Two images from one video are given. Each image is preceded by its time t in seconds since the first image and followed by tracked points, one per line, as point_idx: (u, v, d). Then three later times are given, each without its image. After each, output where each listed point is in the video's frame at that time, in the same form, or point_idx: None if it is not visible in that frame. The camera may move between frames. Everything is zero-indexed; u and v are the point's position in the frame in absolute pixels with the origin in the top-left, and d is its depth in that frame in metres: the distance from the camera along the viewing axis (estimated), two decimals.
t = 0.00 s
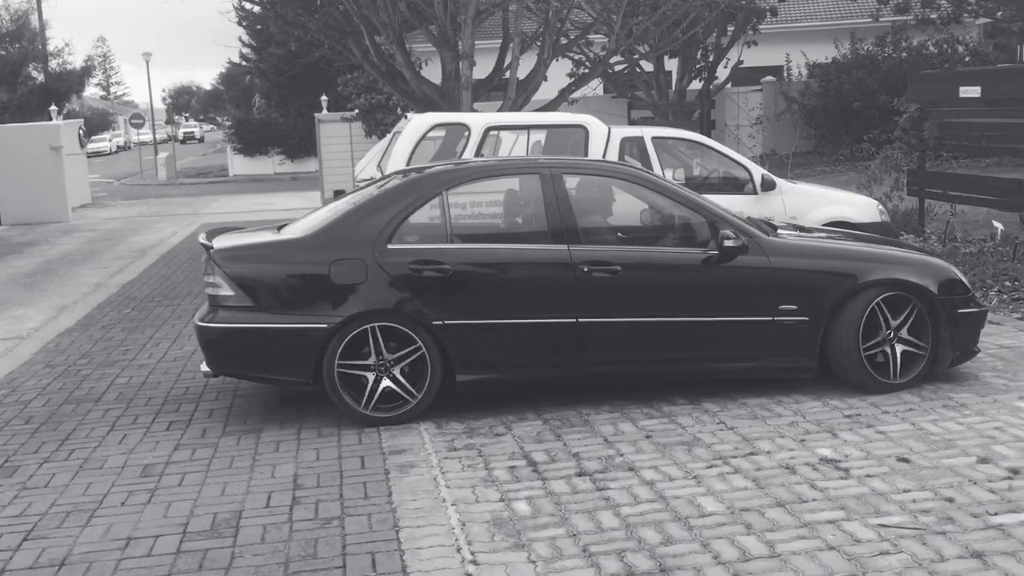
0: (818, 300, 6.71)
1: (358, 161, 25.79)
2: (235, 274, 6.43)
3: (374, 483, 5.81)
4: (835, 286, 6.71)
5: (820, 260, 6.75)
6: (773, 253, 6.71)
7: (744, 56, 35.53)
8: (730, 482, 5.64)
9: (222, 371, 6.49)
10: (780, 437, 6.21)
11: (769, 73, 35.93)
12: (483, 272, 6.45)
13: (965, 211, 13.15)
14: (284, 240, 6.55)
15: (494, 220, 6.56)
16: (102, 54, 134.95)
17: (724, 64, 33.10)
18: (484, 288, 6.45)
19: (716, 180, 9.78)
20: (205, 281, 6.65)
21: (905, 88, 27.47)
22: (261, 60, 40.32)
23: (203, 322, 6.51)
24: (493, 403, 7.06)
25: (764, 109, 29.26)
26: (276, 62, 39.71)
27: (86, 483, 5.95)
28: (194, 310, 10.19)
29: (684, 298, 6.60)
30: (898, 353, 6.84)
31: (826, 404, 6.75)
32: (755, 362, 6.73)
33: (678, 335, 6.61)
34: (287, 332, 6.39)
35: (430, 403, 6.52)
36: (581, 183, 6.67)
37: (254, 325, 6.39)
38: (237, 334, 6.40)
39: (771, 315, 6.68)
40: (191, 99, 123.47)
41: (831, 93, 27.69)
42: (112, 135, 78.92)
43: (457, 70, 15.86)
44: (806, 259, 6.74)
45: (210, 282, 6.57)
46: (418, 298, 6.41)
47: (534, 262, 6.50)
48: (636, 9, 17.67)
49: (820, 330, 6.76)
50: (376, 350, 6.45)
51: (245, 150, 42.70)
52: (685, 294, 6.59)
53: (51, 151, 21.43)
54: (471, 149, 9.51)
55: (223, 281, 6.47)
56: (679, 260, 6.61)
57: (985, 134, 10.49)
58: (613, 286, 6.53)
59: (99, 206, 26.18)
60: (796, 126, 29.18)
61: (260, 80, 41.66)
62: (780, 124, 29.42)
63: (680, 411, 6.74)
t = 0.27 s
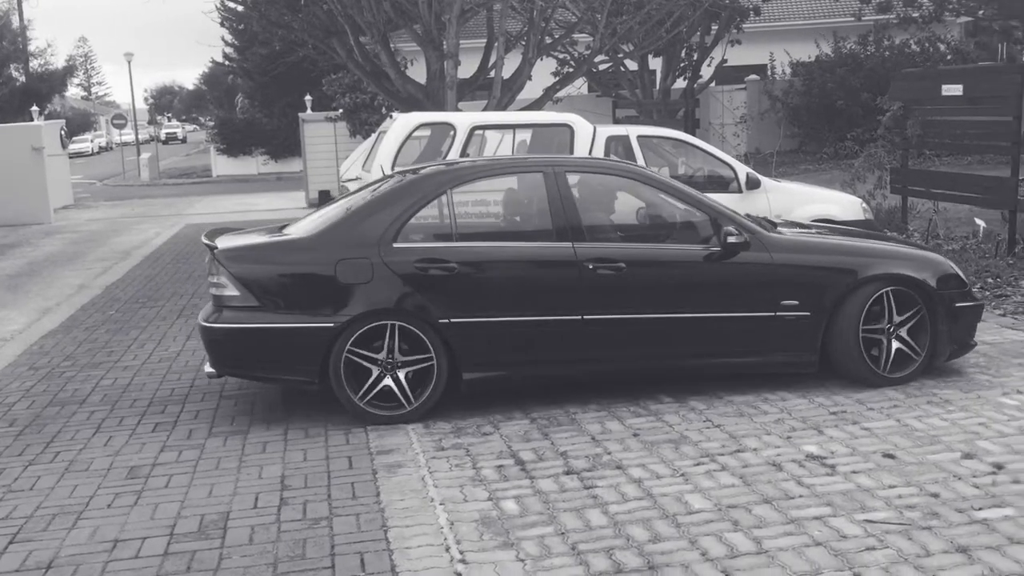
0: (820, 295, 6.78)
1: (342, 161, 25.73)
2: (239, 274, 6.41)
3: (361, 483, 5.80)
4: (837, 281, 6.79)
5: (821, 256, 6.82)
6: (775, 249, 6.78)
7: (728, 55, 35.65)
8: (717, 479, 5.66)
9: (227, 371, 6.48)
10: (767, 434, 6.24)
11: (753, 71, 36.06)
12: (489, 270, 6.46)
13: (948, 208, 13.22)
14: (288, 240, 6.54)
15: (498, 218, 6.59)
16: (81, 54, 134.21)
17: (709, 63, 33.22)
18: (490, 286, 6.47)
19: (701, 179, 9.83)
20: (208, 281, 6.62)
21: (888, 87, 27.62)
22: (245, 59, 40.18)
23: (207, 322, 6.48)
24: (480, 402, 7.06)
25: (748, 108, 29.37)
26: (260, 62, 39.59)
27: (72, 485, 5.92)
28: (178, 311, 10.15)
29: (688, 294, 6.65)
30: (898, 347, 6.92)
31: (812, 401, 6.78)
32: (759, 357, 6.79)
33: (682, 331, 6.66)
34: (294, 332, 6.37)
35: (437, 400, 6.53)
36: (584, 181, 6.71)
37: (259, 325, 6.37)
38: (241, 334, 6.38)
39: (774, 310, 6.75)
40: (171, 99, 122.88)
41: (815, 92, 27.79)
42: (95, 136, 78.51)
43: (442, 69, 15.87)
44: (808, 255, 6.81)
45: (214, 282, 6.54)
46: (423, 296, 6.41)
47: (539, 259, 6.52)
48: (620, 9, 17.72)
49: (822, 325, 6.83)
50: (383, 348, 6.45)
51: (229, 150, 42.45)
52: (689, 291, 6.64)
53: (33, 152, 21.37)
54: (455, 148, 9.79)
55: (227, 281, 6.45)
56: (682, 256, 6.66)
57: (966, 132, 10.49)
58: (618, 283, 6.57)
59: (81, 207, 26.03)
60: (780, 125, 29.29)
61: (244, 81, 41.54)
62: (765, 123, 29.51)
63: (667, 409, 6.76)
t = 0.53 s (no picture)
0: (821, 290, 6.88)
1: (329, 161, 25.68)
2: (246, 274, 6.42)
3: (351, 483, 5.80)
4: (837, 276, 6.89)
5: (821, 252, 6.92)
6: (776, 245, 6.89)
7: (713, 54, 35.77)
8: (706, 477, 5.69)
9: (233, 371, 6.49)
10: (754, 431, 6.27)
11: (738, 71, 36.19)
12: (495, 267, 6.51)
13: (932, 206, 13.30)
14: (294, 240, 6.55)
15: (504, 216, 6.65)
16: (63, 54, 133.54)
17: (694, 62, 33.32)
18: (496, 284, 6.51)
19: (687, 177, 9.91)
20: (214, 281, 6.63)
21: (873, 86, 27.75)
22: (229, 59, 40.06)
23: (213, 322, 6.48)
24: (469, 401, 7.06)
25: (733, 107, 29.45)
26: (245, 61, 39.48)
27: (59, 487, 5.89)
28: (165, 312, 10.12)
29: (691, 291, 6.73)
30: (897, 341, 7.02)
31: (799, 398, 6.82)
32: (761, 352, 6.89)
33: (687, 328, 6.74)
34: (302, 332, 6.39)
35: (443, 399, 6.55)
36: (587, 179, 6.79)
37: (265, 325, 6.38)
38: (247, 334, 6.39)
39: (776, 306, 6.84)
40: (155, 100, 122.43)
41: (800, 90, 27.86)
42: (78, 136, 78.17)
43: (429, 68, 15.88)
44: (808, 251, 6.92)
45: (220, 282, 6.55)
46: (431, 295, 6.44)
47: (544, 257, 6.58)
48: (607, 8, 17.76)
49: (823, 321, 6.93)
50: (391, 347, 6.48)
51: (214, 149, 42.16)
52: (693, 287, 6.73)
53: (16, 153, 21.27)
54: (442, 146, 10.11)
55: (234, 281, 6.45)
56: (685, 254, 6.74)
57: (950, 131, 10.54)
58: (623, 280, 6.64)
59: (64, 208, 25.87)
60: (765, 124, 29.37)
61: (229, 81, 41.42)
62: (750, 121, 29.60)
63: (654, 407, 6.79)
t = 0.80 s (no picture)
0: (823, 287, 6.95)
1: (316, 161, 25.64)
2: (252, 274, 6.41)
3: (341, 483, 5.80)
4: (838, 273, 6.96)
5: (823, 249, 6.99)
6: (778, 242, 6.95)
7: (700, 54, 35.91)
8: (695, 475, 5.72)
9: (240, 372, 6.49)
10: (743, 429, 6.30)
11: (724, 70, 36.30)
12: (501, 266, 6.54)
13: (918, 205, 13.38)
14: (300, 240, 6.55)
15: (509, 215, 6.68)
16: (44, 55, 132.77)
17: (680, 62, 33.42)
18: (502, 282, 6.54)
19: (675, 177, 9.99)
20: (219, 282, 6.62)
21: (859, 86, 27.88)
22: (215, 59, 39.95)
23: (219, 325, 6.48)
24: (458, 400, 7.07)
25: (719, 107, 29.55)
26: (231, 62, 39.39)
27: (47, 488, 5.86)
28: (153, 313, 10.09)
29: (696, 288, 6.77)
30: (897, 337, 7.10)
31: (788, 396, 6.86)
32: (765, 349, 6.95)
33: (691, 325, 6.78)
34: (309, 332, 6.40)
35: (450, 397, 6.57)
36: (591, 178, 6.82)
37: (273, 325, 6.38)
38: (254, 335, 6.39)
39: (779, 303, 6.90)
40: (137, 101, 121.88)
41: (786, 90, 27.95)
42: (63, 137, 77.89)
43: (415, 68, 15.90)
44: (810, 248, 6.98)
45: (226, 283, 6.54)
46: (438, 293, 6.46)
47: (550, 254, 6.61)
48: (594, 8, 17.80)
49: (825, 317, 7.00)
50: (398, 346, 6.50)
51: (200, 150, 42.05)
52: (697, 285, 6.77)
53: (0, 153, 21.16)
54: (431, 147, 10.27)
55: (240, 283, 6.44)
56: (688, 251, 6.78)
57: (935, 129, 10.63)
58: (628, 278, 6.67)
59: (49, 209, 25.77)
60: (751, 123, 29.47)
61: (215, 81, 41.33)
62: (736, 121, 29.70)
63: (644, 405, 6.81)
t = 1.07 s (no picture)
0: (823, 285, 6.99)
1: (310, 160, 25.62)
2: (256, 275, 6.42)
3: (336, 483, 5.80)
4: (839, 271, 7.00)
5: (823, 247, 7.02)
6: (779, 241, 6.98)
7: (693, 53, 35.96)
8: (690, 474, 5.73)
9: (245, 372, 6.50)
10: (737, 428, 6.31)
11: (718, 70, 36.36)
12: (505, 265, 6.56)
13: (911, 204, 13.40)
14: (304, 240, 6.56)
15: (512, 214, 6.69)
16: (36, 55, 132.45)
17: (675, 61, 33.48)
18: (504, 280, 6.56)
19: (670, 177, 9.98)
20: (223, 282, 6.63)
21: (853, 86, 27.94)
22: (210, 58, 39.90)
23: (224, 325, 6.49)
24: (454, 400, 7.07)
25: (713, 106, 29.60)
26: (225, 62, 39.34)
27: (41, 489, 5.85)
28: (146, 313, 10.08)
29: (698, 287, 6.81)
30: (898, 335, 7.13)
31: (782, 395, 6.87)
32: (767, 347, 6.99)
33: (693, 324, 6.82)
34: (314, 332, 6.41)
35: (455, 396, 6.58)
36: (593, 177, 6.84)
37: (276, 326, 6.39)
38: (259, 335, 6.40)
39: (780, 301, 6.94)
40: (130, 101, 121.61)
41: (780, 89, 27.99)
42: (56, 138, 77.87)
43: (409, 68, 15.93)
44: (811, 247, 7.01)
45: (229, 283, 6.55)
46: (442, 292, 6.48)
47: (553, 253, 6.64)
48: (587, 8, 17.84)
49: (826, 315, 7.04)
50: (402, 345, 6.50)
51: (194, 150, 42.02)
52: (699, 284, 6.81)
53: None
54: (425, 147, 10.28)
55: (245, 283, 6.45)
56: (690, 250, 6.81)
57: (927, 129, 10.66)
58: (632, 277, 6.71)
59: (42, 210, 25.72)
60: (745, 123, 29.53)
61: (209, 81, 41.29)
62: (730, 121, 29.75)
63: (639, 405, 6.82)
